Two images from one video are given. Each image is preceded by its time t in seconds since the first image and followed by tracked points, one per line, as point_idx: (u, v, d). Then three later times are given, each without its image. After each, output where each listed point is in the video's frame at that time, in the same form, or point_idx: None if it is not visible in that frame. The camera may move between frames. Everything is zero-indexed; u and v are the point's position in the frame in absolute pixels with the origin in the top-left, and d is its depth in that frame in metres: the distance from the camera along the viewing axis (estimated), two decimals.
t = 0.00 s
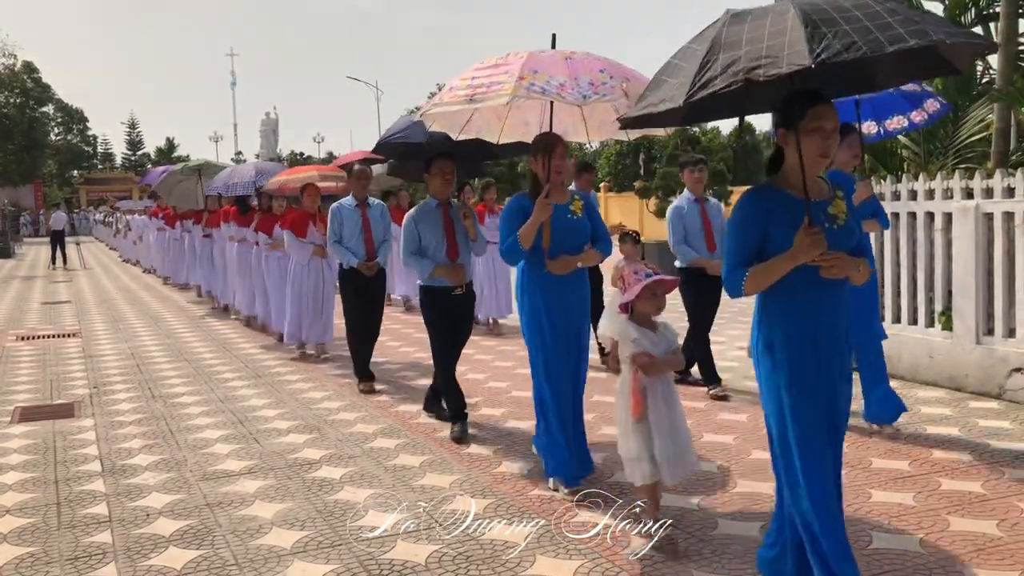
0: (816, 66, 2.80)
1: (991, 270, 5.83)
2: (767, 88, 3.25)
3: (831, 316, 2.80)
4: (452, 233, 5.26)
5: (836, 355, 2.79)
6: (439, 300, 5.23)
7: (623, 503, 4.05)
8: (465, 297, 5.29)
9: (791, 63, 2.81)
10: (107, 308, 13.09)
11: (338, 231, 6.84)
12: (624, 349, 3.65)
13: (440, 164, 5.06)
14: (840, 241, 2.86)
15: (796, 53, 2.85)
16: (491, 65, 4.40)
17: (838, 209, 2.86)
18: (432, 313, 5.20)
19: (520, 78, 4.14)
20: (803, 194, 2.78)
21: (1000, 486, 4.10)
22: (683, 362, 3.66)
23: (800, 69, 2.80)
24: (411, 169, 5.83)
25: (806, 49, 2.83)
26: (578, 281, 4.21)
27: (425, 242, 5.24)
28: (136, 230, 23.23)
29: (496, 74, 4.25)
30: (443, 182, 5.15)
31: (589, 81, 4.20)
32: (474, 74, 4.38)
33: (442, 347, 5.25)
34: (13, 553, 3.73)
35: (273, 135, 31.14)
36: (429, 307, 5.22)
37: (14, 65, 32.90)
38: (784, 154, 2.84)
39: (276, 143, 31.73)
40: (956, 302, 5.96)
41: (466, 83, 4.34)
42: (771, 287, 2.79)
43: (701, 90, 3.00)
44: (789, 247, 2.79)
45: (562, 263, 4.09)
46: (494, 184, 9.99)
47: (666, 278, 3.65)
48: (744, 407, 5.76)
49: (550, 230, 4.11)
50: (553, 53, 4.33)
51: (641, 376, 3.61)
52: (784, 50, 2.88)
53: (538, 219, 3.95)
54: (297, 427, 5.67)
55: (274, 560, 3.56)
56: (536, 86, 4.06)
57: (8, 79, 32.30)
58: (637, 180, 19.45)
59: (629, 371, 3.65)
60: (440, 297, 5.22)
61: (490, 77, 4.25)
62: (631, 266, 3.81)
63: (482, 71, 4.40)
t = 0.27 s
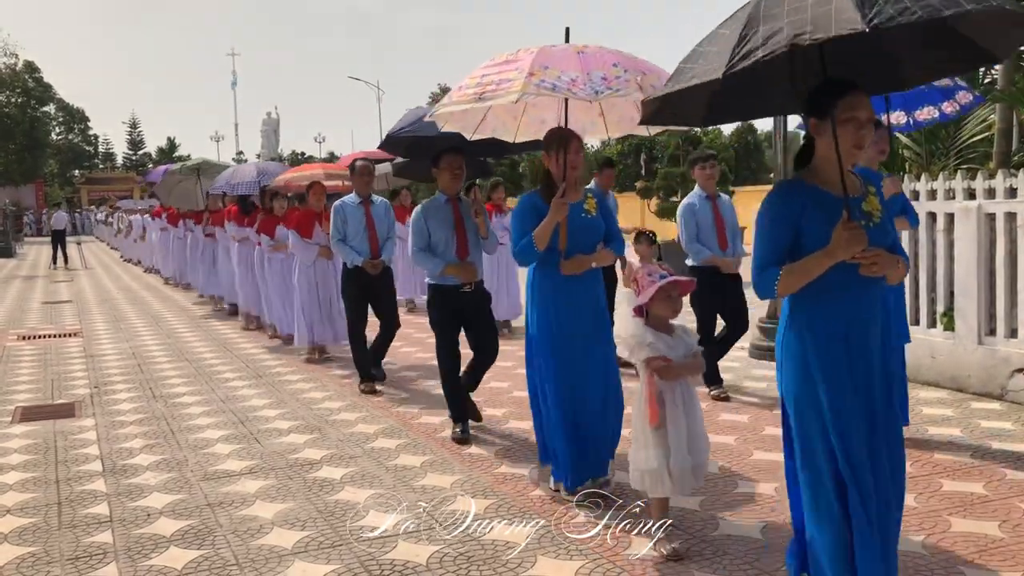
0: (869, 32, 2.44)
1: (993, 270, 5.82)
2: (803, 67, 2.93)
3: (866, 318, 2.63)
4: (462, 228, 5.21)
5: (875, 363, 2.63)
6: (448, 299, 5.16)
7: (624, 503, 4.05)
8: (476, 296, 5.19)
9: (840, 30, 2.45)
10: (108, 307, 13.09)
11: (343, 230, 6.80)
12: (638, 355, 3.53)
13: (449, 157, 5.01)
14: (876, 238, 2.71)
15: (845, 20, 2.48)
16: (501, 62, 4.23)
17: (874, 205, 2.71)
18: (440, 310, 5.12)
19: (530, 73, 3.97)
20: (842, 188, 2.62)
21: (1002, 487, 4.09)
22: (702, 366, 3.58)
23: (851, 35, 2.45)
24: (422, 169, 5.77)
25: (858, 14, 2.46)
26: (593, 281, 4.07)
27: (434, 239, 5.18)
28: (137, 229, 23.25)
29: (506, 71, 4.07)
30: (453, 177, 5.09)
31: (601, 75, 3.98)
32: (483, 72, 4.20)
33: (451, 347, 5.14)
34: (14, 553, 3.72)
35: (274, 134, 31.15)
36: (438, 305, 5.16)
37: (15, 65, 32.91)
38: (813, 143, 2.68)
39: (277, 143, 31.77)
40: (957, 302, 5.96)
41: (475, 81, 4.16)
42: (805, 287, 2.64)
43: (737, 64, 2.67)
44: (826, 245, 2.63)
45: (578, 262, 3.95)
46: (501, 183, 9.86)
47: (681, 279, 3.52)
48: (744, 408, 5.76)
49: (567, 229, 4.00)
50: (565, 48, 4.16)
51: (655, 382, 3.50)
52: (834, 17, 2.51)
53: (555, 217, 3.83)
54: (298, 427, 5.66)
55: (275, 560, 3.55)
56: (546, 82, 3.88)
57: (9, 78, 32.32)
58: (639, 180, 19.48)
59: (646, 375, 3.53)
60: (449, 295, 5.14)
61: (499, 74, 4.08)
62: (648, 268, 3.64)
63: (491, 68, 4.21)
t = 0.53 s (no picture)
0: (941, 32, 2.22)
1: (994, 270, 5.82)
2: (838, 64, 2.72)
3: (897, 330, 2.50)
4: (473, 230, 5.06)
5: (904, 378, 2.48)
6: (457, 301, 5.04)
7: (624, 503, 4.05)
8: (484, 299, 5.05)
9: (914, 30, 2.25)
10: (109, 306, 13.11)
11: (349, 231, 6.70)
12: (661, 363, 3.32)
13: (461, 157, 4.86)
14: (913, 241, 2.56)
15: (917, 16, 2.28)
16: (515, 61, 4.18)
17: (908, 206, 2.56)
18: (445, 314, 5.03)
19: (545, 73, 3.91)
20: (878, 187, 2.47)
21: (1003, 487, 4.09)
22: (730, 376, 3.32)
23: (927, 33, 2.24)
24: (425, 163, 5.56)
25: (931, 10, 2.26)
26: (611, 287, 3.91)
27: (444, 241, 5.05)
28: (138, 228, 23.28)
29: (520, 70, 4.04)
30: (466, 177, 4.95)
31: (620, 75, 3.89)
32: (498, 70, 4.17)
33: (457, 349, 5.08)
34: (16, 550, 3.73)
35: (276, 134, 31.15)
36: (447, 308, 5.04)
37: (17, 63, 32.93)
38: (847, 137, 2.52)
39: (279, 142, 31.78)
40: (959, 303, 5.96)
41: (490, 79, 4.13)
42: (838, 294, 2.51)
43: (798, 59, 2.40)
44: (859, 248, 2.48)
45: (595, 266, 3.82)
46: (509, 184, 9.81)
47: (710, 283, 3.29)
48: (745, 408, 5.76)
49: (585, 233, 3.87)
50: (582, 45, 4.08)
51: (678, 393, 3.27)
52: (903, 11, 2.31)
53: (572, 220, 3.71)
54: (299, 426, 5.67)
55: (276, 559, 3.56)
56: (561, 83, 3.84)
57: (12, 77, 32.34)
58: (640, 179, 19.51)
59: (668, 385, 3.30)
60: (458, 299, 5.02)
61: (514, 73, 4.04)
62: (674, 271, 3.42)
63: (505, 67, 4.17)
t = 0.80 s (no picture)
0: None
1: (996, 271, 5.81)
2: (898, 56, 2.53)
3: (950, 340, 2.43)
4: (493, 232, 4.87)
5: (957, 390, 2.43)
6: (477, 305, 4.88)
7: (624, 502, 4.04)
8: (506, 302, 4.85)
9: (992, 23, 2.05)
10: (111, 304, 13.12)
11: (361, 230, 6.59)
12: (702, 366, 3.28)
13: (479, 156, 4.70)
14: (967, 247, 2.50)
15: (993, 9, 2.08)
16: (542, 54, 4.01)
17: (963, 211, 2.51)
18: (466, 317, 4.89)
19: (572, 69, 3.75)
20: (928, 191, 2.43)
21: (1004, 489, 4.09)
22: (771, 379, 3.29)
23: (1006, 29, 2.03)
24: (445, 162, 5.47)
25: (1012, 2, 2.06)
26: (642, 290, 3.75)
27: (462, 242, 4.88)
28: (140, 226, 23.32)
29: (546, 65, 3.87)
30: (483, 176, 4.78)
31: (650, 70, 3.72)
32: (522, 63, 4.03)
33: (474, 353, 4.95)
34: (16, 548, 3.73)
35: (278, 132, 31.13)
36: (464, 312, 4.88)
37: (20, 61, 32.95)
38: (896, 141, 2.46)
39: (281, 141, 31.80)
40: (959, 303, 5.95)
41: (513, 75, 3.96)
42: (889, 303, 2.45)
43: (861, 57, 2.19)
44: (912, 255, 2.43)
45: (624, 269, 3.66)
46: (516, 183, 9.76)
47: (748, 283, 3.25)
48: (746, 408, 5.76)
49: (613, 231, 3.72)
50: (612, 36, 3.90)
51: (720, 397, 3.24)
52: (977, 3, 2.10)
53: (598, 219, 3.55)
54: (300, 425, 5.67)
55: (276, 557, 3.56)
56: (588, 79, 3.68)
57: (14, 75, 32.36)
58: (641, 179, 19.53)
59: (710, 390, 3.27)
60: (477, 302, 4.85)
61: (539, 67, 3.91)
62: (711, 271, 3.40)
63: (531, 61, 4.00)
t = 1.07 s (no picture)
0: None
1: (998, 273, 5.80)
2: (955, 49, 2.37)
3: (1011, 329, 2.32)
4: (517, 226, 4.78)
5: None
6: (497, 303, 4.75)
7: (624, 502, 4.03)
8: (527, 300, 4.76)
9: None
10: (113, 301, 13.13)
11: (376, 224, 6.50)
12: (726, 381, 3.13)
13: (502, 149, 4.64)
14: None
15: None
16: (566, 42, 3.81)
17: None
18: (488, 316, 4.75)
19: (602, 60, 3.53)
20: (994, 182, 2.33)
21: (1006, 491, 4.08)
22: (799, 392, 3.16)
23: None
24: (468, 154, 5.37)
25: None
26: (664, 287, 3.68)
27: (485, 237, 4.78)
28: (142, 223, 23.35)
29: (574, 55, 3.64)
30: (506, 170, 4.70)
31: (686, 64, 3.52)
32: (549, 52, 3.75)
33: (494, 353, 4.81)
34: (17, 544, 3.73)
35: (280, 130, 31.14)
36: (484, 309, 4.77)
37: (23, 59, 33.01)
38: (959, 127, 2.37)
39: (283, 139, 31.85)
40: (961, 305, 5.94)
41: (538, 64, 3.72)
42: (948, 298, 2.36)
43: (920, 38, 2.10)
44: (974, 248, 2.34)
45: (648, 267, 3.57)
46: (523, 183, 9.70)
47: (779, 290, 3.11)
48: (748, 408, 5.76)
49: (638, 226, 3.63)
50: (643, 26, 3.67)
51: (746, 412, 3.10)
52: None
53: (624, 214, 3.48)
54: (302, 423, 5.67)
55: (276, 555, 3.55)
56: (620, 73, 3.45)
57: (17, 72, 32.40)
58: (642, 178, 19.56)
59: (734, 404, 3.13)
60: (499, 300, 4.73)
61: (567, 57, 3.65)
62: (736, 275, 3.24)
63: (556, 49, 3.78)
